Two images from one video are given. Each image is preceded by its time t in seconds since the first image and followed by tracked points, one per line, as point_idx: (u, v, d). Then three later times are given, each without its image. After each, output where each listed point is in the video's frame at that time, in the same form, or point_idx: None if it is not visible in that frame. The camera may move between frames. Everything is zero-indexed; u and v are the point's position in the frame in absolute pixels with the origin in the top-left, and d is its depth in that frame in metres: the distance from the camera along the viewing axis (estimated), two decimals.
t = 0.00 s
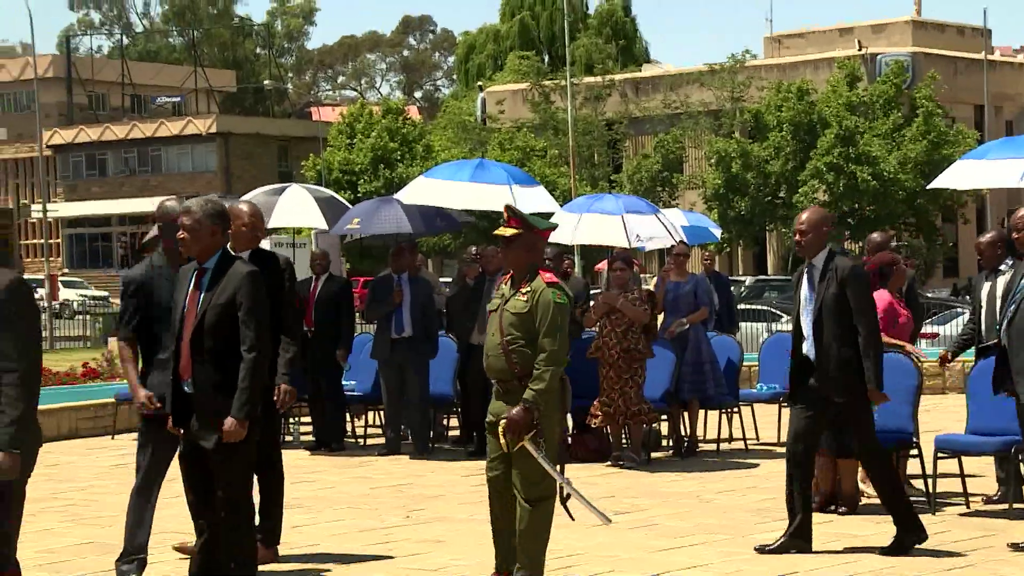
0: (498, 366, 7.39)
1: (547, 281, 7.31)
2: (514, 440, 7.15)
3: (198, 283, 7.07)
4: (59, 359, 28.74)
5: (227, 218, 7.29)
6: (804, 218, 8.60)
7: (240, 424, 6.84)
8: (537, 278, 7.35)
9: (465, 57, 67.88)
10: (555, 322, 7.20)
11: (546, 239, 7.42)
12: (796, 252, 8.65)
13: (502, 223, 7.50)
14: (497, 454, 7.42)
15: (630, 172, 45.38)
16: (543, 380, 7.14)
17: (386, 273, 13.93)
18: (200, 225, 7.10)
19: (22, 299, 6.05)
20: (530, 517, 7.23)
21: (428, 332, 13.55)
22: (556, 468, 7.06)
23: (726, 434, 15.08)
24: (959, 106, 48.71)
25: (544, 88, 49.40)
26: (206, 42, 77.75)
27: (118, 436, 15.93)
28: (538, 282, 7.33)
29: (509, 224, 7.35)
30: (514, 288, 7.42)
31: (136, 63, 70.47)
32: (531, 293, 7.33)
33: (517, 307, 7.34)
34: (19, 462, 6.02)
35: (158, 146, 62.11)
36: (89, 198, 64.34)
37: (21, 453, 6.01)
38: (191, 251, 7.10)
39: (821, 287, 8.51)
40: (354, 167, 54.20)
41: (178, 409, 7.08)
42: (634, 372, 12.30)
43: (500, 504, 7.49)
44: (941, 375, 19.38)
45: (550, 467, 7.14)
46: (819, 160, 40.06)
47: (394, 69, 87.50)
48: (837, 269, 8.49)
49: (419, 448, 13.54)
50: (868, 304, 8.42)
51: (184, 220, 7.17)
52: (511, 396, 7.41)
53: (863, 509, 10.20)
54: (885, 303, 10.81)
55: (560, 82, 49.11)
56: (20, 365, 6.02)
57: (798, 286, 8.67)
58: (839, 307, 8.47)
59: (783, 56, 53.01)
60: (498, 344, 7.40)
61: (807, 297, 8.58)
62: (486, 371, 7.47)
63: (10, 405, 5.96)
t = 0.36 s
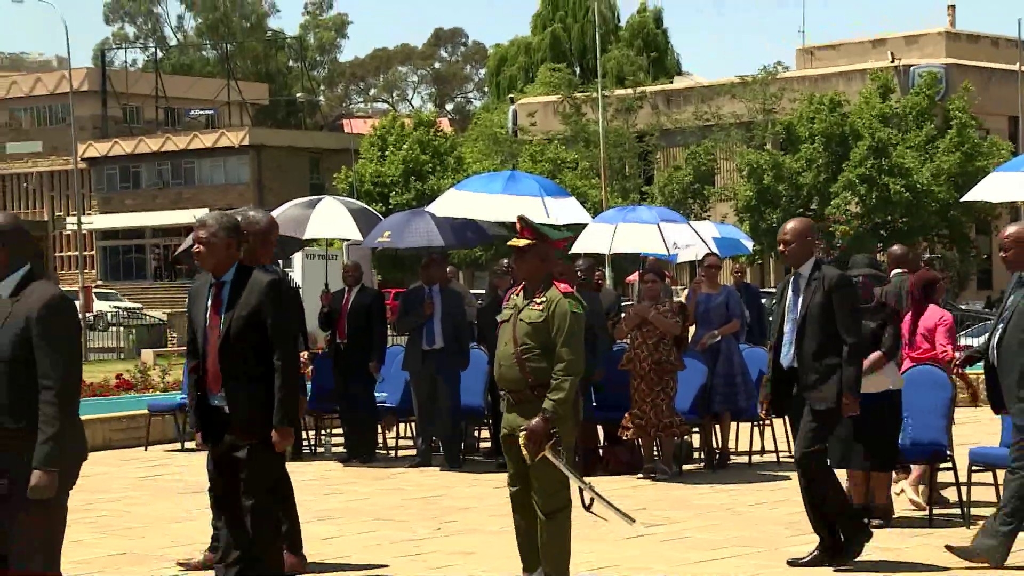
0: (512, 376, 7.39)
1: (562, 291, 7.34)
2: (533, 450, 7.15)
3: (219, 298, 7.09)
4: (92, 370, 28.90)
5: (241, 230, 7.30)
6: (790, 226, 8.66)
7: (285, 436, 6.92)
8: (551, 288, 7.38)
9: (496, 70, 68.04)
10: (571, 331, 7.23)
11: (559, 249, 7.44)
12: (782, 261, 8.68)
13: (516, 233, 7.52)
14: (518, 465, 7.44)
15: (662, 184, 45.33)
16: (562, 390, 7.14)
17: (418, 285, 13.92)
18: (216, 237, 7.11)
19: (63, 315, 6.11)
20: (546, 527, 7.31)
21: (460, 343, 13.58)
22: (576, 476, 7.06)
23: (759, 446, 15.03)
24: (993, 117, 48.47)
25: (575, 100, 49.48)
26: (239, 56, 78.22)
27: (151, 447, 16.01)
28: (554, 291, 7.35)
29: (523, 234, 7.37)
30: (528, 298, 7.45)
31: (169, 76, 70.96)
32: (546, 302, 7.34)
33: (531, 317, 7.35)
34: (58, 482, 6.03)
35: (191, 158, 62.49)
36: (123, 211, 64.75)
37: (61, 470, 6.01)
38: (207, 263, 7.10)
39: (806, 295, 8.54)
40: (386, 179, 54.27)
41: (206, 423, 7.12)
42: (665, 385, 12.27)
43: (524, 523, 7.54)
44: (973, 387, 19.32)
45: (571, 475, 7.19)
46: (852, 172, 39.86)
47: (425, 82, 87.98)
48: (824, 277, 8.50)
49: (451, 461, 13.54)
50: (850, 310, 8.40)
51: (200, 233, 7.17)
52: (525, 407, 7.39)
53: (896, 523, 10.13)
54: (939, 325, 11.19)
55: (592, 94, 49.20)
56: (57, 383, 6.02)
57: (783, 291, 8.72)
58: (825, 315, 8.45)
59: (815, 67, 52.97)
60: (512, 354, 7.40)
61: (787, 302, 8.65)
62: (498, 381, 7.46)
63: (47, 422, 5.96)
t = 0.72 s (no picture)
0: (534, 386, 7.38)
1: (581, 300, 7.29)
2: (559, 460, 7.15)
3: (253, 307, 7.14)
4: (125, 381, 29.09)
5: (278, 243, 7.39)
6: (787, 238, 8.60)
7: (311, 447, 6.88)
8: (571, 297, 7.35)
9: (527, 80, 68.09)
10: (591, 338, 7.19)
11: (578, 259, 7.40)
12: (778, 275, 8.66)
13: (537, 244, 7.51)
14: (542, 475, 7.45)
15: (693, 195, 45.27)
16: (585, 400, 7.11)
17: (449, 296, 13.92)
18: (251, 249, 7.20)
19: (94, 326, 6.15)
20: (568, 535, 7.34)
21: (491, 354, 13.60)
22: (600, 488, 7.06)
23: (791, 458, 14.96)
24: None
25: (606, 111, 49.50)
26: (271, 67, 78.72)
27: (184, 457, 16.09)
28: (572, 301, 7.32)
29: (543, 245, 7.35)
30: (548, 309, 7.44)
31: (202, 87, 71.35)
32: (565, 311, 7.31)
33: (550, 327, 7.33)
34: (84, 489, 6.04)
35: (223, 168, 62.87)
36: (156, 222, 65.20)
37: (88, 477, 6.02)
38: (243, 276, 7.18)
39: (801, 311, 8.53)
40: (416, 189, 54.33)
41: (236, 434, 7.14)
42: (696, 395, 12.24)
43: (553, 536, 7.55)
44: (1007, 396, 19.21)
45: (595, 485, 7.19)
46: (885, 181, 39.64)
47: (456, 93, 88.38)
48: (816, 295, 8.48)
49: (481, 471, 13.55)
50: (840, 327, 8.38)
51: (235, 246, 7.26)
52: (549, 417, 7.37)
53: (930, 533, 10.07)
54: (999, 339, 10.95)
55: (622, 105, 49.24)
56: (87, 392, 6.05)
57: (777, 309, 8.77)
58: (814, 332, 8.47)
59: (847, 78, 52.90)
60: (533, 363, 7.40)
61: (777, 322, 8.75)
62: (523, 391, 7.46)
63: (77, 429, 5.98)
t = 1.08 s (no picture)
0: (557, 394, 7.37)
1: (605, 309, 7.31)
2: (580, 467, 7.14)
3: (288, 313, 7.19)
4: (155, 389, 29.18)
5: (317, 252, 7.43)
6: (792, 243, 8.60)
7: (343, 454, 6.90)
8: (595, 307, 7.36)
9: (557, 88, 68.10)
10: (614, 348, 7.19)
11: (604, 269, 7.41)
12: (781, 279, 8.66)
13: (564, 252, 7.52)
14: (564, 484, 7.43)
15: (723, 202, 45.19)
16: (608, 409, 7.11)
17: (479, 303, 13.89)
18: (291, 255, 7.26)
19: (133, 330, 6.20)
20: (596, 544, 7.32)
21: (520, 361, 13.58)
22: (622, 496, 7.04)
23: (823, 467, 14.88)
24: None
25: (636, 118, 49.46)
26: (302, 77, 79.08)
27: (214, 465, 16.13)
28: (596, 310, 7.34)
29: (570, 253, 7.35)
30: (572, 318, 7.44)
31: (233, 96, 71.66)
32: (588, 321, 7.32)
33: (576, 335, 7.33)
34: (114, 491, 6.07)
35: (254, 177, 63.09)
36: (187, 230, 65.49)
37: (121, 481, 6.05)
38: (280, 282, 7.24)
39: (800, 316, 8.53)
40: (446, 198, 54.44)
41: (266, 439, 7.15)
42: (726, 403, 12.21)
43: (579, 545, 7.54)
44: None
45: (615, 494, 7.18)
46: (916, 190, 39.49)
47: (486, 101, 88.49)
48: (816, 302, 8.47)
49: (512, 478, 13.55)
50: (839, 334, 8.37)
51: (274, 252, 7.33)
52: (570, 426, 7.35)
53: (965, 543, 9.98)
54: None
55: (652, 112, 49.23)
56: (124, 394, 6.09)
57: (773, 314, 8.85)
58: (813, 338, 8.46)
59: (878, 85, 52.79)
60: (557, 371, 7.39)
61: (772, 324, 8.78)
62: (545, 399, 7.45)
63: (111, 430, 6.01)
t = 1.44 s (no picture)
0: (567, 399, 7.36)
1: (618, 315, 7.32)
2: (589, 474, 7.16)
3: (308, 319, 7.20)
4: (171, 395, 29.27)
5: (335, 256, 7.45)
6: (790, 246, 8.58)
7: (362, 461, 6.91)
8: (608, 312, 7.36)
9: (572, 94, 68.11)
10: (626, 353, 7.19)
11: (615, 274, 7.43)
12: (781, 282, 8.62)
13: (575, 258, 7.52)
14: (573, 488, 7.41)
15: (738, 208, 45.16)
16: (618, 414, 7.11)
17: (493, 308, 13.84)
18: (311, 261, 7.27)
19: (160, 334, 6.24)
20: (608, 549, 7.30)
21: (535, 367, 13.57)
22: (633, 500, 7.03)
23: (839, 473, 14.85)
24: None
25: (651, 124, 49.46)
26: (318, 82, 79.29)
27: (230, 470, 16.18)
28: (609, 316, 7.33)
29: (582, 258, 7.36)
30: (584, 323, 7.44)
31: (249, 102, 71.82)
32: (601, 326, 7.31)
33: (588, 340, 7.32)
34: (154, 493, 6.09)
35: (270, 183, 63.23)
36: (203, 235, 65.70)
37: (157, 482, 6.08)
38: (300, 287, 7.25)
39: (802, 318, 8.51)
40: (462, 204, 54.55)
41: (285, 444, 7.13)
42: (741, 409, 12.20)
43: (589, 552, 7.53)
44: None
45: (625, 499, 7.19)
46: (932, 196, 39.40)
47: (502, 106, 88.57)
48: (820, 303, 8.47)
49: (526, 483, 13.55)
50: (842, 337, 8.34)
51: (295, 257, 7.34)
52: (580, 430, 7.35)
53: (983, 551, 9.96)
54: None
55: (668, 118, 49.25)
56: (157, 397, 6.13)
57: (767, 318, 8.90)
58: (816, 340, 8.43)
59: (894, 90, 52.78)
60: (567, 376, 7.39)
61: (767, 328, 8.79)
62: (554, 405, 7.45)
63: (145, 433, 6.05)
